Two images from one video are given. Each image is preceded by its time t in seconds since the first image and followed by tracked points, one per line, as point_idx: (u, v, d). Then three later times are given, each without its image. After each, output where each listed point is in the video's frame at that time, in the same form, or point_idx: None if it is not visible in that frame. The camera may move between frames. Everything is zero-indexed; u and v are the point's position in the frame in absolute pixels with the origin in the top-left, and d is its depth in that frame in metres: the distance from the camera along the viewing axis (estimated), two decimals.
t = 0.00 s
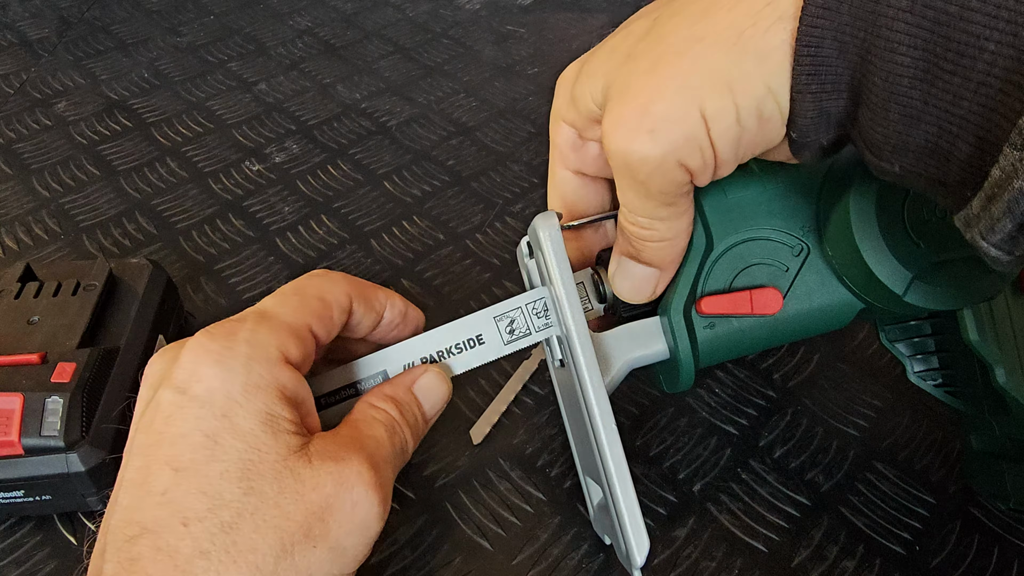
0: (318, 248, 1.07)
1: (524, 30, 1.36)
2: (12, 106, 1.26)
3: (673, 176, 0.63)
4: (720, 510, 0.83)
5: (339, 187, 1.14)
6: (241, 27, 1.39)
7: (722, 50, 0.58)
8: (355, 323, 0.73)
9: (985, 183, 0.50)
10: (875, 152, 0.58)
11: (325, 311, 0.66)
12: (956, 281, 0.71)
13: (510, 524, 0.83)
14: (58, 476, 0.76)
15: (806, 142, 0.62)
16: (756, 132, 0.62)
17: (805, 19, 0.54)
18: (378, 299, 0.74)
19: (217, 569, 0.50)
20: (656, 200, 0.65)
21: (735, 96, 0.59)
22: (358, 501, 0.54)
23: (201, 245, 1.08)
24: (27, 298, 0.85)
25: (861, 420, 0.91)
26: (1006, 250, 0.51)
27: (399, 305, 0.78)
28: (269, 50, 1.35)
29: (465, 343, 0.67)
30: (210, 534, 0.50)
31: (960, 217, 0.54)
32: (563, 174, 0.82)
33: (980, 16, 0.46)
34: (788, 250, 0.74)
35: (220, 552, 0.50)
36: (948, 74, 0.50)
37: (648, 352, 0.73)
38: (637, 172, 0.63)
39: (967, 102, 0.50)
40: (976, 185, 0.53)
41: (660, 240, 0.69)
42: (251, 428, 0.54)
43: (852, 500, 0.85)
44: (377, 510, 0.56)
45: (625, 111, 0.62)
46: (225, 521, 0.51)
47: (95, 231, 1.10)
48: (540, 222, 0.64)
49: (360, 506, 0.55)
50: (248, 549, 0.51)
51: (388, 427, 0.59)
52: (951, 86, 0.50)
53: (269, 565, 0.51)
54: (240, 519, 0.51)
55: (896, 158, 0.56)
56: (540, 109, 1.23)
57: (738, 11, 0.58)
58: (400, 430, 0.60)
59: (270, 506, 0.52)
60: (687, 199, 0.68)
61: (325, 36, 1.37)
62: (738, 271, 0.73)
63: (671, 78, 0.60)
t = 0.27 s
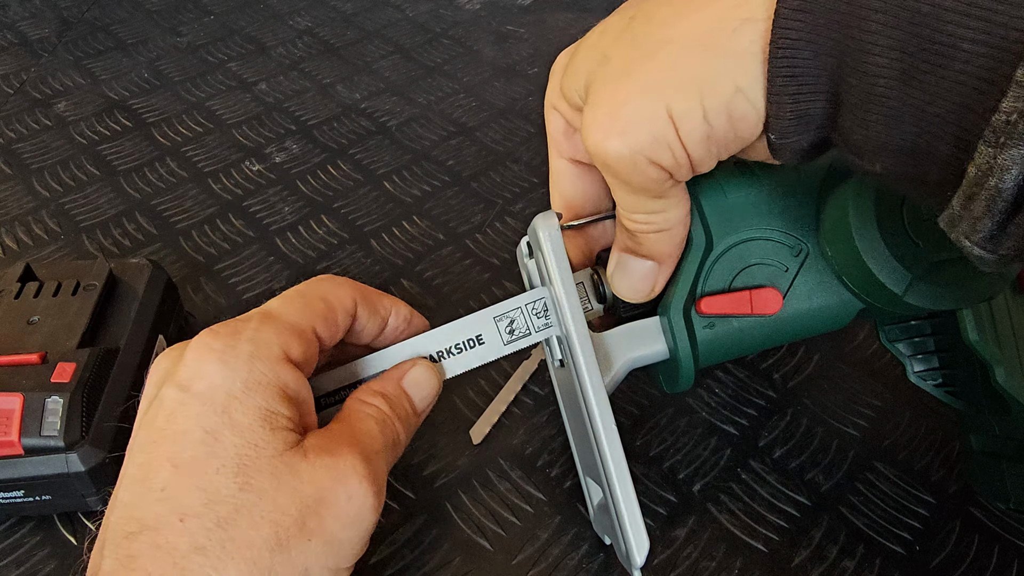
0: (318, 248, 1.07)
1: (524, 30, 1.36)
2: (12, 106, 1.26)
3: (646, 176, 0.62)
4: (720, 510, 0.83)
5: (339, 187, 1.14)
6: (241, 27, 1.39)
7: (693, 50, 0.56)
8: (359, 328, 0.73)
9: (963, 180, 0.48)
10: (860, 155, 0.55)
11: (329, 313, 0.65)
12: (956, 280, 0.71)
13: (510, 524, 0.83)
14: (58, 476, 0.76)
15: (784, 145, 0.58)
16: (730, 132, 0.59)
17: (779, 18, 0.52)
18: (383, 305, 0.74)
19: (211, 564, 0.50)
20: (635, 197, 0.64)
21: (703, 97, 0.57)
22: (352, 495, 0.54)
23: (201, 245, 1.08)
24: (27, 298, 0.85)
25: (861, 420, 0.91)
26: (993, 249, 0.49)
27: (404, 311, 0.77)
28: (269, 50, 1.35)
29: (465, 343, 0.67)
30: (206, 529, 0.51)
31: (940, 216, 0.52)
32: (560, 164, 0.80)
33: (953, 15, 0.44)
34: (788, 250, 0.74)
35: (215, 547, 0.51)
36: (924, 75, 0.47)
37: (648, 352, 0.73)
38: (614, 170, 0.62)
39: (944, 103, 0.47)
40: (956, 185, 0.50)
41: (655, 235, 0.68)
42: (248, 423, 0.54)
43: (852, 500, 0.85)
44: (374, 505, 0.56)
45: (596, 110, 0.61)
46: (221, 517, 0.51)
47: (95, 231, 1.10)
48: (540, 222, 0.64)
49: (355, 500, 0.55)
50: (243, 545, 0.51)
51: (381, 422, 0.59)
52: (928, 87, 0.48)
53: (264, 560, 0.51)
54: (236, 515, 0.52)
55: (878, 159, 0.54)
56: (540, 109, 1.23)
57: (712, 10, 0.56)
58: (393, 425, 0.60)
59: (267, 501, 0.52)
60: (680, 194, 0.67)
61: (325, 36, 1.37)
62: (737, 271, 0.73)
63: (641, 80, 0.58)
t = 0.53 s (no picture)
0: (318, 248, 1.07)
1: (524, 30, 1.36)
2: (12, 106, 1.26)
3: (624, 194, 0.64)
4: (720, 510, 0.83)
5: (339, 187, 1.14)
6: (241, 27, 1.39)
7: (666, 76, 0.57)
8: (337, 325, 0.73)
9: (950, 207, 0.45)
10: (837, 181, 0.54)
11: (299, 306, 0.67)
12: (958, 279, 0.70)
13: (510, 524, 0.83)
14: (58, 476, 0.76)
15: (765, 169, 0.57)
16: (704, 154, 0.61)
17: (756, 50, 0.50)
18: (362, 304, 0.74)
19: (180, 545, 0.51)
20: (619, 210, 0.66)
21: (673, 125, 0.58)
22: (319, 467, 0.54)
23: (201, 245, 1.08)
24: (27, 298, 0.85)
25: (861, 420, 0.91)
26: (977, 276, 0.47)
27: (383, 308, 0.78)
28: (269, 50, 1.35)
29: (465, 344, 0.67)
30: (174, 513, 0.52)
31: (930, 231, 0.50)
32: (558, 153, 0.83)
33: (925, 48, 0.44)
34: (788, 251, 0.74)
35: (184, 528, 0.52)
36: (901, 106, 0.46)
37: (648, 352, 0.74)
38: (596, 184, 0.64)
39: (923, 132, 0.46)
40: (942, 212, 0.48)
41: (650, 245, 0.70)
42: (212, 407, 0.54)
43: (852, 500, 0.85)
44: (343, 478, 0.56)
45: (575, 128, 0.62)
46: (188, 499, 0.52)
47: (95, 231, 1.10)
48: (540, 222, 0.64)
49: (321, 473, 0.55)
50: (212, 525, 0.52)
51: (346, 399, 0.59)
52: (905, 118, 0.46)
53: (234, 538, 0.52)
54: (202, 496, 0.52)
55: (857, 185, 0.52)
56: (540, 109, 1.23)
57: (689, 34, 0.56)
58: (361, 401, 0.60)
59: (233, 483, 0.52)
60: (671, 203, 0.68)
61: (325, 36, 1.37)
62: (737, 272, 0.73)
63: (615, 104, 0.60)
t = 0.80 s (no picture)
0: (318, 248, 1.07)
1: (524, 30, 1.36)
2: (12, 106, 1.26)
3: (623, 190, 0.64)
4: (720, 510, 0.83)
5: (339, 187, 1.14)
6: (241, 27, 1.39)
7: (665, 75, 0.57)
8: (342, 336, 0.74)
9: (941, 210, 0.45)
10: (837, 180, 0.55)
11: (305, 311, 0.69)
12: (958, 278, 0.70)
13: (510, 524, 0.83)
14: (58, 476, 0.76)
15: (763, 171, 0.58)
16: (702, 152, 0.61)
17: (756, 56, 0.51)
18: (370, 315, 0.75)
19: (179, 537, 0.51)
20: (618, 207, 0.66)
21: (673, 121, 0.58)
22: (315, 458, 0.54)
23: (201, 245, 1.08)
24: (27, 298, 0.85)
25: (861, 420, 0.91)
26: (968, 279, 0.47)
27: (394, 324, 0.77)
28: (269, 50, 1.35)
29: (465, 345, 0.67)
30: (172, 505, 0.52)
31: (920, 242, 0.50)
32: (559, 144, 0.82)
33: (922, 55, 0.44)
34: (789, 251, 0.74)
35: (182, 520, 0.52)
36: (895, 112, 0.47)
37: (648, 352, 0.73)
38: (595, 180, 0.65)
39: (916, 140, 0.47)
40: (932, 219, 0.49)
41: (650, 245, 0.70)
42: (214, 399, 0.55)
43: (852, 500, 0.85)
44: (342, 471, 0.56)
45: (576, 124, 0.63)
46: (185, 491, 0.52)
47: (95, 231, 1.10)
48: (540, 222, 0.64)
49: (319, 464, 0.54)
50: (210, 517, 0.52)
51: (344, 395, 0.59)
52: (900, 124, 0.47)
53: (232, 529, 0.52)
54: (200, 488, 0.52)
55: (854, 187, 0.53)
56: (540, 109, 1.23)
57: (690, 33, 0.56)
58: (359, 398, 0.60)
59: (229, 475, 0.53)
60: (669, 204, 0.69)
61: (325, 36, 1.37)
62: (737, 272, 0.73)
63: (616, 100, 0.60)
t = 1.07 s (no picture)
0: (318, 248, 1.07)
1: (524, 30, 1.36)
2: (12, 106, 1.26)
3: (625, 180, 0.65)
4: (720, 510, 0.83)
5: (339, 187, 1.14)
6: (241, 27, 1.39)
7: (672, 65, 0.59)
8: (342, 334, 0.75)
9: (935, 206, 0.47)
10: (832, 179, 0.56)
11: (304, 310, 0.69)
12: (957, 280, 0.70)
13: (510, 524, 0.83)
14: (58, 476, 0.76)
15: (762, 170, 0.59)
16: (703, 144, 0.62)
17: (761, 47, 0.53)
18: (370, 314, 0.76)
19: (177, 534, 0.51)
20: (617, 200, 0.67)
21: (677, 109, 0.60)
22: (320, 467, 0.54)
23: (201, 245, 1.08)
24: (27, 298, 0.85)
25: (861, 420, 0.91)
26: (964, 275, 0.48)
27: (394, 325, 0.79)
28: (269, 50, 1.35)
29: (465, 345, 0.67)
30: (170, 503, 0.52)
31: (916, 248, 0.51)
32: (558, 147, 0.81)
33: (920, 50, 0.46)
34: (789, 252, 0.74)
35: (180, 518, 0.52)
36: (894, 106, 0.48)
37: (648, 352, 0.73)
38: (597, 170, 0.66)
39: (912, 132, 0.48)
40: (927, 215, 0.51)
41: (649, 244, 0.70)
42: (214, 400, 0.55)
43: (852, 500, 0.85)
44: (346, 484, 0.56)
45: (582, 114, 0.64)
46: (185, 488, 0.52)
47: (95, 231, 1.10)
48: (540, 222, 0.64)
49: (325, 475, 0.54)
50: (208, 516, 0.52)
51: (361, 410, 0.59)
52: (898, 118, 0.49)
53: (229, 530, 0.52)
54: (198, 488, 0.52)
55: (850, 185, 0.55)
56: (540, 109, 1.23)
57: (698, 29, 0.59)
58: (374, 413, 0.60)
59: (228, 473, 0.53)
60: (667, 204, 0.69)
61: (325, 36, 1.37)
62: (738, 272, 0.73)
63: (622, 89, 0.61)
